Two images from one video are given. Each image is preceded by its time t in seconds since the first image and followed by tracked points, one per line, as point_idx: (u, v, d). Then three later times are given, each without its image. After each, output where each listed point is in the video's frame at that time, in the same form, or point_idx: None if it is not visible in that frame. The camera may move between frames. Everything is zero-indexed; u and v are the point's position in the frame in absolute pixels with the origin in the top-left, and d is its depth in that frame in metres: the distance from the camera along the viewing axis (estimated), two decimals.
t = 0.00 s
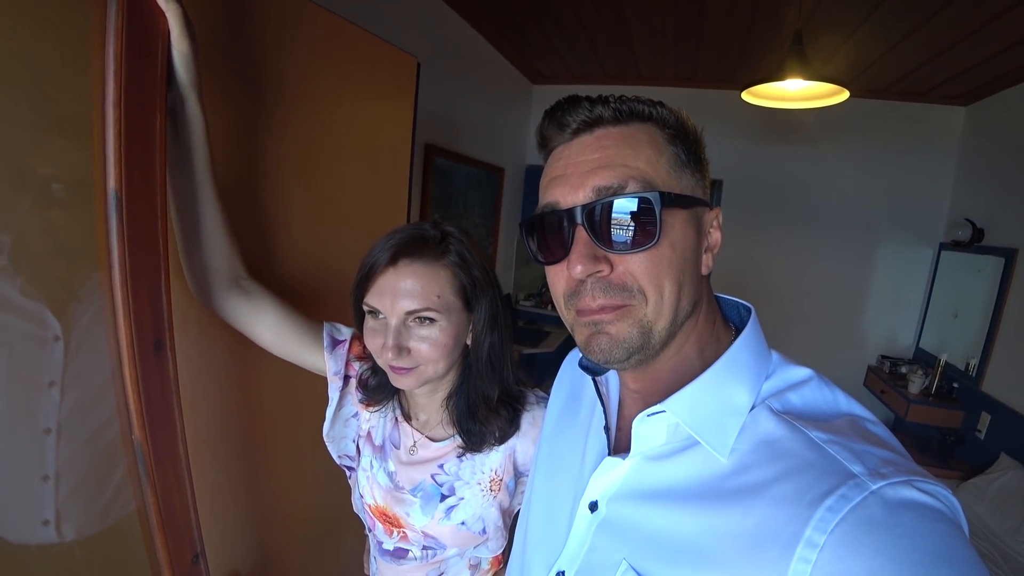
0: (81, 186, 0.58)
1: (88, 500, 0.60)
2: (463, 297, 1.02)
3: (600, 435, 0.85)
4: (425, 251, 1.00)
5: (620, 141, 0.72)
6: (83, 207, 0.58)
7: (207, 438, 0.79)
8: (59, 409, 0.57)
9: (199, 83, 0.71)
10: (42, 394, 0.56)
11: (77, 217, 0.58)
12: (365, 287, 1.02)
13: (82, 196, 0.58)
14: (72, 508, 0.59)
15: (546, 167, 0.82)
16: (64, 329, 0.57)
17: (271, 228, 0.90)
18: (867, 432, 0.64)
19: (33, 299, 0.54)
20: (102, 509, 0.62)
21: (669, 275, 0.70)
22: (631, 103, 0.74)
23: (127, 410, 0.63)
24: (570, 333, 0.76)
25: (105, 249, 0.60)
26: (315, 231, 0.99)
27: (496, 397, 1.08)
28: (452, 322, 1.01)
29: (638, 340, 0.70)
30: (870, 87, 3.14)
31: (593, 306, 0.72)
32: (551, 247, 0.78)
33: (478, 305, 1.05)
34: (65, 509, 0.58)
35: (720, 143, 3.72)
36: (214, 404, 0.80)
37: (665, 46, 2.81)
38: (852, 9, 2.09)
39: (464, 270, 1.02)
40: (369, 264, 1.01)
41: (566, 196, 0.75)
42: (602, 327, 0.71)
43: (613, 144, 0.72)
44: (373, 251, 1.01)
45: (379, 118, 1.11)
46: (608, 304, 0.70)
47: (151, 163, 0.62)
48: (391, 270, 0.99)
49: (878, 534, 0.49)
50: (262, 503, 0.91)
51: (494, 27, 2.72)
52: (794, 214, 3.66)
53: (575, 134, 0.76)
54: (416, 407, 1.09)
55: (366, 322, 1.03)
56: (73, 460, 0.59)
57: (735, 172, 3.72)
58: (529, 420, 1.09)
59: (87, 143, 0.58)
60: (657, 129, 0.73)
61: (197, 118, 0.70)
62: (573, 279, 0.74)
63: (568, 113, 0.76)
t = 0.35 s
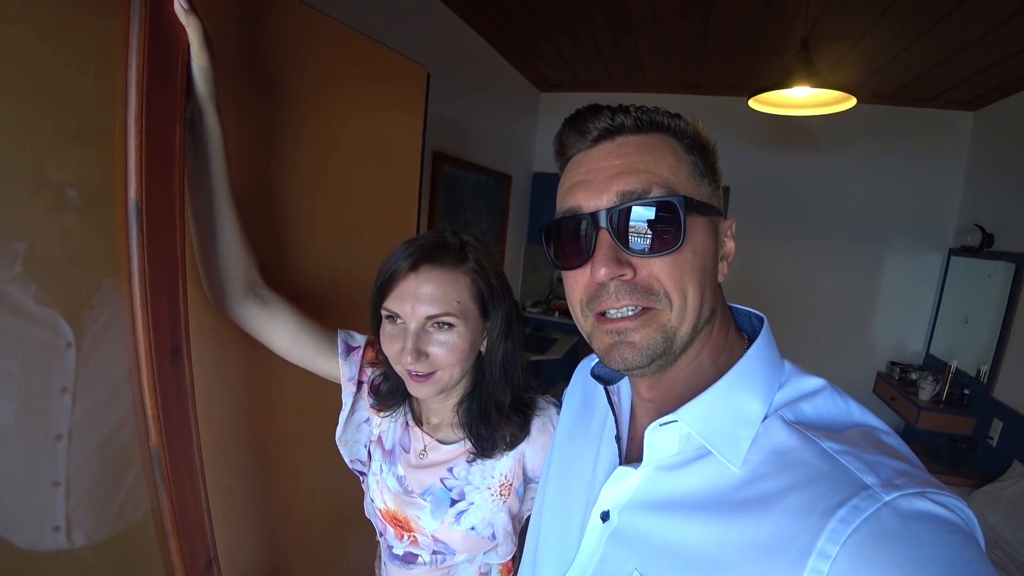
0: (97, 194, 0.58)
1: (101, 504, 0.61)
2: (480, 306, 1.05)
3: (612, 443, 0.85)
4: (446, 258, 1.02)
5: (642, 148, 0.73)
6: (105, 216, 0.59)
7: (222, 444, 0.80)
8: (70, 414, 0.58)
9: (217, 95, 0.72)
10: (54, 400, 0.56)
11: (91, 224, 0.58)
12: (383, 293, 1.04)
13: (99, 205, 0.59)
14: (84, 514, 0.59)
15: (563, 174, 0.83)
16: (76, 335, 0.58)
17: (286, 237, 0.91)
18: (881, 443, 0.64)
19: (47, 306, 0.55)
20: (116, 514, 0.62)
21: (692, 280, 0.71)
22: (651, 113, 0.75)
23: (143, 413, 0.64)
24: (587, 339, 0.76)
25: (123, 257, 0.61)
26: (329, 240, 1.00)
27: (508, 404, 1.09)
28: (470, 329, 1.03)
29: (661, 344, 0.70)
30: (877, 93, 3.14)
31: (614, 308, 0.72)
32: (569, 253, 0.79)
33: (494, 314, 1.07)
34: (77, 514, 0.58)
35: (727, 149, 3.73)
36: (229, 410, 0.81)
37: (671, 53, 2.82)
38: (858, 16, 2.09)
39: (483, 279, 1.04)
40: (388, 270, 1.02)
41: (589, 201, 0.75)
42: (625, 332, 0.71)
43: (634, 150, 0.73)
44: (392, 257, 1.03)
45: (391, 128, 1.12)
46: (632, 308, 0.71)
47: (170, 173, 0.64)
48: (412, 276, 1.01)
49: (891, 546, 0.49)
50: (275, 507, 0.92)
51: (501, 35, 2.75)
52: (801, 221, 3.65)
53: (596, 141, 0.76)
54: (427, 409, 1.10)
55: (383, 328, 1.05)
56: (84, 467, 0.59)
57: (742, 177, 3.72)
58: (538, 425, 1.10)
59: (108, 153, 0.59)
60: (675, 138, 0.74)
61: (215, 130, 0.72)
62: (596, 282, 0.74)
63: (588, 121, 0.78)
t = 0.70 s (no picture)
0: (103, 199, 0.59)
1: (101, 506, 0.61)
2: (485, 309, 1.05)
3: (614, 450, 0.85)
4: (454, 261, 1.03)
5: (624, 163, 0.73)
6: (110, 220, 0.60)
7: (225, 446, 0.80)
8: (73, 416, 0.58)
9: (223, 101, 0.73)
10: (58, 402, 0.57)
11: (96, 227, 0.59)
12: (389, 294, 1.03)
13: (104, 208, 0.59)
14: (84, 515, 0.59)
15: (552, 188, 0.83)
16: (80, 338, 0.58)
17: (289, 242, 0.92)
18: (883, 448, 0.64)
19: (52, 309, 0.55)
20: (117, 515, 0.63)
21: (675, 295, 0.71)
22: (637, 123, 0.75)
23: (148, 415, 0.65)
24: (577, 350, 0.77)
25: (129, 260, 0.62)
26: (332, 245, 1.00)
27: (508, 405, 1.09)
28: (476, 332, 1.04)
29: (642, 358, 0.71)
30: (880, 99, 3.14)
31: (596, 326, 0.72)
32: (558, 271, 0.80)
33: (498, 317, 1.07)
34: (78, 516, 0.59)
35: (730, 156, 3.73)
36: (232, 415, 0.81)
37: (674, 60, 2.83)
38: (861, 22, 2.09)
39: (489, 281, 1.05)
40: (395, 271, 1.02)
41: (573, 220, 0.76)
42: (606, 339, 0.72)
43: (618, 165, 0.73)
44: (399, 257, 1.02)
45: (394, 136, 1.13)
46: (611, 321, 0.71)
47: (176, 177, 0.64)
48: (420, 277, 1.01)
49: (896, 549, 0.48)
50: (276, 513, 0.92)
51: (506, 43, 2.77)
52: (806, 227, 3.64)
53: (580, 157, 0.77)
54: (428, 415, 1.10)
55: (387, 328, 1.04)
56: (86, 469, 0.59)
57: (746, 184, 3.72)
58: (539, 430, 1.09)
59: (115, 157, 0.60)
60: (663, 148, 0.74)
61: (220, 135, 0.72)
62: (581, 302, 0.75)
63: (573, 136, 0.78)
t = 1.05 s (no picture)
0: (113, 195, 0.59)
1: (103, 499, 0.61)
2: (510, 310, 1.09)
3: (618, 453, 0.85)
4: (487, 261, 1.06)
5: (638, 161, 0.73)
6: (120, 216, 0.60)
7: (229, 443, 0.80)
8: (77, 410, 0.58)
9: (235, 101, 0.73)
10: (62, 396, 0.57)
11: (105, 223, 0.59)
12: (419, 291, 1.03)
13: (113, 204, 0.60)
14: (85, 509, 0.60)
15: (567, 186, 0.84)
16: (86, 332, 0.59)
17: (297, 241, 0.92)
18: (890, 454, 0.63)
19: (58, 303, 0.56)
20: (118, 509, 0.63)
21: (681, 294, 0.71)
22: (652, 123, 0.75)
23: (154, 410, 0.65)
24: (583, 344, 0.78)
25: (137, 255, 0.62)
26: (340, 246, 1.01)
27: (516, 400, 1.12)
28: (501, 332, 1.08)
29: (647, 355, 0.71)
30: (887, 108, 3.13)
31: (603, 320, 0.73)
32: (570, 265, 0.80)
33: (518, 319, 1.11)
34: (79, 509, 0.59)
35: (737, 163, 3.73)
36: (237, 412, 0.81)
37: (681, 67, 2.84)
38: (868, 31, 2.09)
39: (514, 283, 1.09)
40: (426, 269, 1.03)
41: (584, 215, 0.76)
42: (612, 337, 0.72)
43: (632, 163, 0.73)
44: (429, 254, 1.03)
45: (401, 138, 1.13)
46: (617, 316, 0.72)
47: (187, 174, 0.64)
48: (456, 275, 1.03)
49: (902, 557, 0.48)
50: (279, 512, 0.92)
51: (513, 48, 2.78)
52: (812, 235, 3.63)
53: (595, 155, 0.77)
54: (432, 417, 1.11)
55: (411, 324, 1.05)
56: (89, 462, 0.60)
57: (751, 191, 3.72)
58: (541, 430, 1.10)
59: (127, 154, 0.60)
60: (676, 149, 0.74)
61: (231, 133, 0.73)
62: (587, 295, 0.75)
63: (589, 134, 0.78)
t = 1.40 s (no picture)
0: (125, 193, 0.60)
1: (106, 494, 0.61)
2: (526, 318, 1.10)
3: (626, 457, 0.84)
4: (509, 268, 1.06)
5: (652, 166, 0.73)
6: (129, 214, 0.61)
7: (234, 441, 0.81)
8: (84, 405, 0.59)
9: (246, 101, 0.74)
10: (69, 391, 0.57)
11: (116, 220, 0.59)
12: (439, 294, 1.03)
13: (125, 202, 0.60)
14: (88, 504, 0.60)
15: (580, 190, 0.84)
16: (94, 328, 0.59)
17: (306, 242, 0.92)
18: (899, 459, 0.63)
19: (69, 298, 0.56)
20: (120, 505, 0.63)
21: (694, 299, 0.71)
22: (666, 130, 0.76)
23: (160, 407, 0.65)
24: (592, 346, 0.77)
25: (146, 253, 0.63)
26: (349, 247, 1.01)
27: (529, 408, 1.12)
28: (518, 339, 1.09)
29: (659, 360, 0.70)
30: (895, 117, 3.13)
31: (617, 322, 0.73)
32: (582, 266, 0.80)
33: (534, 327, 1.12)
34: (82, 504, 0.59)
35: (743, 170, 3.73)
36: (242, 411, 0.82)
37: (688, 74, 2.85)
38: (876, 40, 2.09)
39: (532, 289, 1.10)
40: (447, 273, 1.03)
41: (598, 218, 0.76)
42: (622, 340, 0.72)
43: (645, 168, 0.73)
44: (450, 258, 1.04)
45: (410, 139, 1.14)
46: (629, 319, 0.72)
47: (197, 173, 0.64)
48: (477, 281, 1.03)
49: (911, 561, 0.48)
50: (284, 511, 0.93)
51: (522, 53, 2.80)
52: (817, 243, 3.63)
53: (610, 158, 0.77)
54: (442, 419, 1.10)
55: (428, 326, 1.06)
56: (94, 458, 0.60)
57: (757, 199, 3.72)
58: (551, 437, 1.09)
59: (140, 152, 0.61)
60: (690, 154, 0.74)
61: (242, 133, 0.73)
62: (597, 296, 0.75)
63: (604, 138, 0.78)
